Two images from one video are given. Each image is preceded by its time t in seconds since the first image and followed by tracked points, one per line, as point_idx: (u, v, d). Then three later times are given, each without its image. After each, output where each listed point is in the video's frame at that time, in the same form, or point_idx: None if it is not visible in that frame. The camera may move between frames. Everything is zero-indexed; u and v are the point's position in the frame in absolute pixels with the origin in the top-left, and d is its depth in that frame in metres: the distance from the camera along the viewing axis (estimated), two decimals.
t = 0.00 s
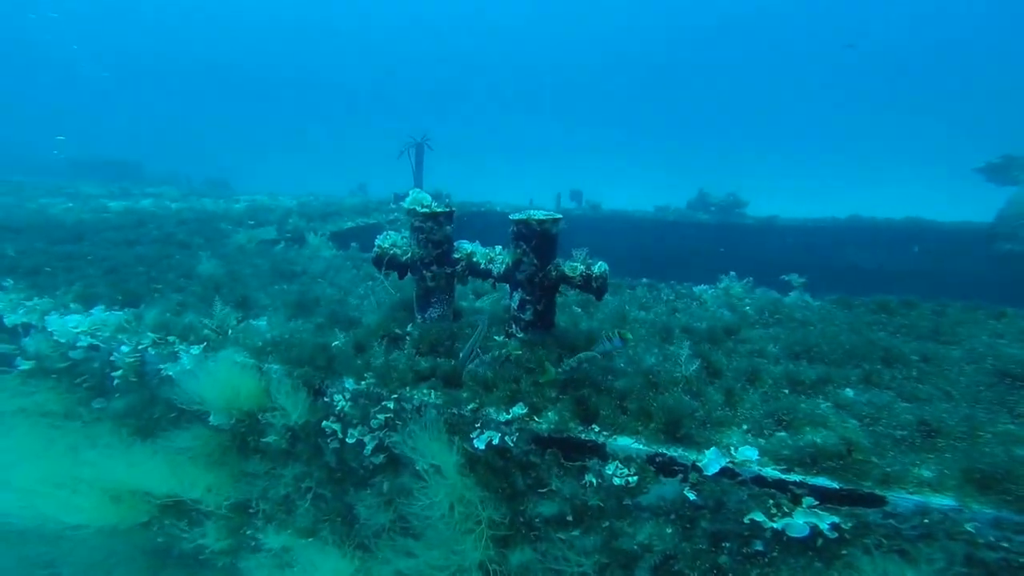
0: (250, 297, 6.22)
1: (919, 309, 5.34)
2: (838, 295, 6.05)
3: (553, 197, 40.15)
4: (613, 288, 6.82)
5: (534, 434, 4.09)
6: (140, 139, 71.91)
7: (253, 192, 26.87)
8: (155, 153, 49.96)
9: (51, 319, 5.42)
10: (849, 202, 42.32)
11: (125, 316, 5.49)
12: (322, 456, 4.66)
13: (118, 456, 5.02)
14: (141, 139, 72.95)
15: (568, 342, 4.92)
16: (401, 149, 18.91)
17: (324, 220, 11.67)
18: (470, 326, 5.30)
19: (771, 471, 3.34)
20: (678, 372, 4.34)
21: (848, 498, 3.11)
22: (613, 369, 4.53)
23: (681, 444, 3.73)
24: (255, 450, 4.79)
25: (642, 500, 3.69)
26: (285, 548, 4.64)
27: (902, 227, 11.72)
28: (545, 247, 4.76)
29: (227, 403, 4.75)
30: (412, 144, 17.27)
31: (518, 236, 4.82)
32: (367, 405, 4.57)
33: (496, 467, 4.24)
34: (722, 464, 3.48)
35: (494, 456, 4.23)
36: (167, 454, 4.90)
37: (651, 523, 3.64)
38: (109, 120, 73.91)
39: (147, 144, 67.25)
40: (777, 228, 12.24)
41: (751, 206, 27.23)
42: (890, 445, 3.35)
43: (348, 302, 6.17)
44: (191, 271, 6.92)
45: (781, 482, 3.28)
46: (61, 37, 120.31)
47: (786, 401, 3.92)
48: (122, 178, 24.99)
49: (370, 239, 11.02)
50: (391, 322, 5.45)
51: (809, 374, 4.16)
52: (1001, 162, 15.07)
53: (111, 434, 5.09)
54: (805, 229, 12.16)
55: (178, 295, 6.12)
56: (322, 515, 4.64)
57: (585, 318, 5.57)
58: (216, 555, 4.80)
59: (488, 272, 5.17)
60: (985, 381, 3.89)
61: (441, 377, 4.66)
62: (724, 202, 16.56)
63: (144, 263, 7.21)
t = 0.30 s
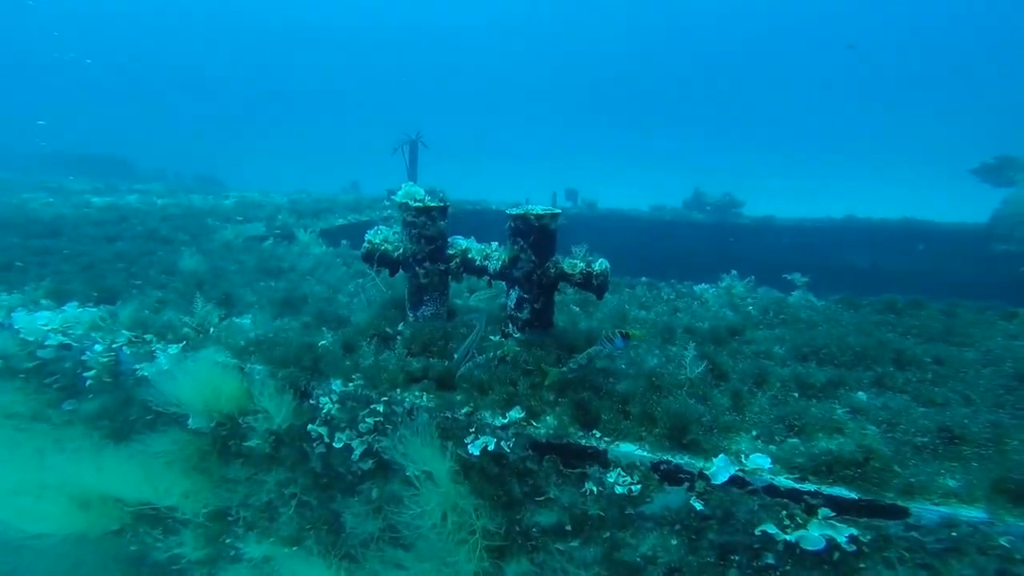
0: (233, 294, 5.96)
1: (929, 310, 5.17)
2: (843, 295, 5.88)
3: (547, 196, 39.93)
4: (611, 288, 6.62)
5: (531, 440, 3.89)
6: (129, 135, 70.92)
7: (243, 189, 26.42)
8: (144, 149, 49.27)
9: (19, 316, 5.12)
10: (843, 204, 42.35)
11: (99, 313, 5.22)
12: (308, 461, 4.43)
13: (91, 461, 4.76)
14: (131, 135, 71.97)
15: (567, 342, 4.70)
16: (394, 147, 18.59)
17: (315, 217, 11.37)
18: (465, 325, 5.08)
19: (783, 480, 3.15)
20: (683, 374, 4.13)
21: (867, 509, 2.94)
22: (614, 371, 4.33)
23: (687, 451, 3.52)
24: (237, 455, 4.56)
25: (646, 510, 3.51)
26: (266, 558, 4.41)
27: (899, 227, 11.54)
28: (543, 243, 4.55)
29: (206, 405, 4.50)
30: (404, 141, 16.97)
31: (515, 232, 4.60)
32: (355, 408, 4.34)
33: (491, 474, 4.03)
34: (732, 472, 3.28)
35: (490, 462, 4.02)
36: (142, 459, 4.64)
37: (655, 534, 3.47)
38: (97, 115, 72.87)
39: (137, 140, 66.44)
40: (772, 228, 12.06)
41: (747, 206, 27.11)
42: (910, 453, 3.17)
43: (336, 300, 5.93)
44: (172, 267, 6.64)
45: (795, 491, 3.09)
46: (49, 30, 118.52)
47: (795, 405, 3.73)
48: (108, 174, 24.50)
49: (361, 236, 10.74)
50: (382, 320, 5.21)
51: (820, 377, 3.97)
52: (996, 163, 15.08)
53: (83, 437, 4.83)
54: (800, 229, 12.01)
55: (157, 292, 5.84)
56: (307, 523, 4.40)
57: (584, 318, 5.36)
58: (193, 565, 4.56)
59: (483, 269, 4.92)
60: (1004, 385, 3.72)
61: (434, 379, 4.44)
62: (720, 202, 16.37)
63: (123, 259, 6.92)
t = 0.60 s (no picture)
0: (218, 291, 5.72)
1: (940, 310, 5.00)
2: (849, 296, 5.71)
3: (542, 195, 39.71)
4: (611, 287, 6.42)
5: (530, 446, 3.69)
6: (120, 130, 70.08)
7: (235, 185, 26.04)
8: (135, 144, 48.57)
9: None
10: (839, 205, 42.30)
11: (73, 312, 4.97)
12: (294, 467, 4.23)
13: (61, 467, 4.52)
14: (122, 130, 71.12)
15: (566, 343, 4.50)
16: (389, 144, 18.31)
17: (306, 213, 11.11)
18: (460, 324, 4.87)
19: (798, 490, 2.97)
20: (688, 378, 3.94)
21: (888, 522, 2.76)
22: (616, 374, 4.14)
23: (695, 459, 3.32)
24: (219, 459, 4.34)
25: (650, 520, 3.33)
26: (248, 568, 4.20)
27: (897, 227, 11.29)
28: (543, 240, 4.35)
29: (186, 408, 4.28)
30: (399, 137, 16.65)
31: (513, 228, 4.39)
32: (344, 411, 4.13)
33: (487, 481, 3.83)
34: (742, 481, 3.10)
35: (486, 469, 3.82)
36: (115, 465, 4.40)
37: (659, 546, 3.30)
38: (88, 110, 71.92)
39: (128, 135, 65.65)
40: (767, 228, 11.85)
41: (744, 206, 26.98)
42: (934, 462, 2.99)
43: (326, 298, 5.70)
44: (153, 263, 6.39)
45: (811, 504, 2.91)
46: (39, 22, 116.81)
47: (805, 410, 3.55)
48: (96, 170, 24.05)
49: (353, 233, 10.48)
50: (372, 320, 4.98)
51: (831, 381, 3.79)
52: (995, 161, 15.07)
53: (52, 443, 4.60)
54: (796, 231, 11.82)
55: (137, 289, 5.60)
56: (292, 532, 4.21)
57: (584, 318, 5.17)
58: None
59: (479, 266, 4.71)
60: None
61: (427, 382, 4.23)
62: (717, 201, 16.13)
63: (103, 254, 6.65)
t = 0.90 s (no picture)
0: (203, 289, 5.50)
1: (953, 311, 4.85)
2: (857, 296, 5.55)
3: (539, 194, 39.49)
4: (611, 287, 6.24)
5: (530, 454, 3.50)
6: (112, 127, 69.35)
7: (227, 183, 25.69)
8: (127, 141, 48.04)
9: None
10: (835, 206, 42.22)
11: (46, 310, 4.75)
12: (281, 473, 4.04)
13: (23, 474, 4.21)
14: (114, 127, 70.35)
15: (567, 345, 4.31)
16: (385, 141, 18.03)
17: (298, 210, 10.85)
18: (456, 325, 4.67)
19: (815, 501, 2.77)
20: (696, 382, 3.76)
21: (915, 536, 2.58)
22: (618, 378, 3.96)
23: (705, 468, 3.12)
24: (202, 465, 4.15)
25: (656, 532, 3.16)
26: None
27: (896, 228, 10.78)
28: (544, 237, 4.15)
29: (166, 412, 4.06)
30: (395, 133, 16.32)
31: (513, 224, 4.20)
32: (334, 416, 3.93)
33: (485, 490, 3.65)
34: (756, 492, 2.89)
35: (483, 477, 3.64)
36: (88, 473, 4.19)
37: (666, 558, 3.15)
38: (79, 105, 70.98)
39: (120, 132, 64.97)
40: (765, 228, 11.34)
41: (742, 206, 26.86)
42: (962, 472, 2.81)
43: (316, 297, 5.48)
44: (135, 261, 6.14)
45: (832, 516, 2.71)
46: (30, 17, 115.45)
47: (818, 416, 3.36)
48: (85, 166, 23.62)
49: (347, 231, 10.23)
50: (365, 320, 4.76)
51: (846, 385, 3.63)
52: (994, 161, 15.05)
53: (18, 449, 4.34)
54: (797, 230, 11.26)
55: (117, 287, 5.36)
56: (278, 542, 4.01)
57: (585, 319, 4.99)
58: None
59: (477, 265, 4.51)
60: None
61: (422, 385, 4.02)
62: (716, 200, 15.91)
63: (83, 251, 6.41)
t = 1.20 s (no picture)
0: (188, 288, 5.27)
1: (967, 311, 4.71)
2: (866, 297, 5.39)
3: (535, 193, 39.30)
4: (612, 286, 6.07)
5: (530, 462, 3.31)
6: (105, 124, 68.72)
7: (221, 180, 25.40)
8: (120, 138, 47.55)
9: None
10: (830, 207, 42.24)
11: (19, 311, 4.57)
12: (268, 481, 3.84)
13: None
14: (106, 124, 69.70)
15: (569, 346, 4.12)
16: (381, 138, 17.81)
17: (292, 207, 10.64)
18: (453, 325, 4.47)
19: (836, 513, 2.60)
20: (705, 386, 3.58)
21: (947, 551, 2.40)
22: (623, 381, 3.77)
23: (717, 477, 2.92)
24: (185, 472, 3.93)
25: (664, 545, 2.98)
26: None
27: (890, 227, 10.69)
28: (546, 234, 3.96)
29: (146, 417, 3.84)
30: (391, 129, 15.99)
31: (514, 220, 4.00)
32: (324, 421, 3.73)
33: (483, 499, 3.48)
34: (773, 504, 2.71)
35: (481, 486, 3.47)
36: (60, 481, 3.92)
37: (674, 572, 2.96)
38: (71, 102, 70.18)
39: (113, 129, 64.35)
40: (763, 226, 11.22)
41: (740, 205, 26.76)
42: (998, 481, 2.63)
43: (307, 296, 5.26)
44: (119, 258, 5.92)
45: (856, 529, 2.55)
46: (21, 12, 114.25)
47: (834, 423, 3.18)
48: (76, 162, 23.28)
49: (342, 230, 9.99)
50: (357, 320, 4.54)
51: (863, 390, 3.45)
52: (995, 160, 14.98)
53: None
54: (795, 228, 11.11)
55: (99, 285, 5.15)
56: (264, 553, 3.80)
57: (587, 319, 4.82)
58: None
59: (476, 263, 4.32)
60: None
61: (417, 389, 3.83)
62: (714, 199, 15.66)
63: (65, 248, 6.19)
